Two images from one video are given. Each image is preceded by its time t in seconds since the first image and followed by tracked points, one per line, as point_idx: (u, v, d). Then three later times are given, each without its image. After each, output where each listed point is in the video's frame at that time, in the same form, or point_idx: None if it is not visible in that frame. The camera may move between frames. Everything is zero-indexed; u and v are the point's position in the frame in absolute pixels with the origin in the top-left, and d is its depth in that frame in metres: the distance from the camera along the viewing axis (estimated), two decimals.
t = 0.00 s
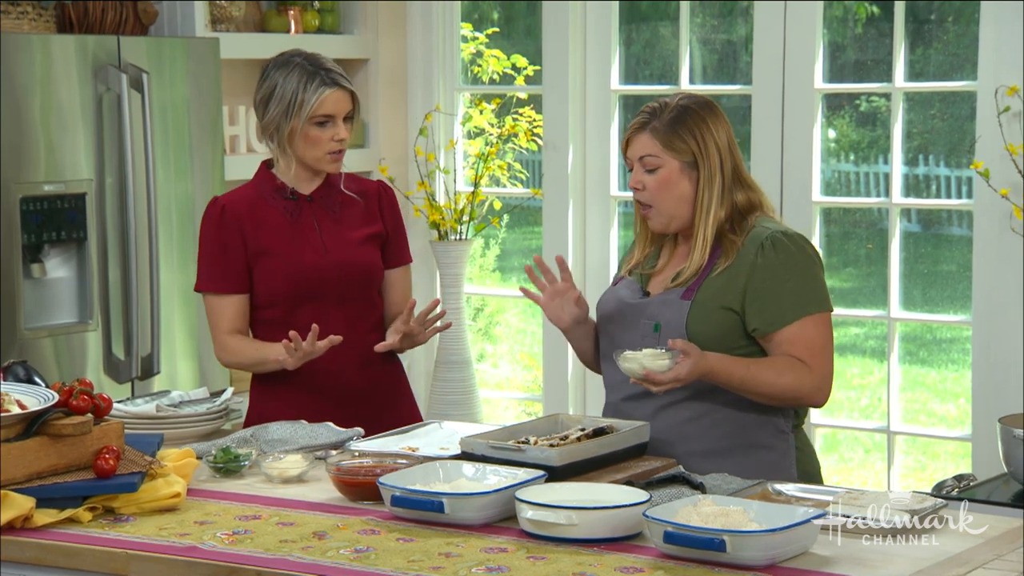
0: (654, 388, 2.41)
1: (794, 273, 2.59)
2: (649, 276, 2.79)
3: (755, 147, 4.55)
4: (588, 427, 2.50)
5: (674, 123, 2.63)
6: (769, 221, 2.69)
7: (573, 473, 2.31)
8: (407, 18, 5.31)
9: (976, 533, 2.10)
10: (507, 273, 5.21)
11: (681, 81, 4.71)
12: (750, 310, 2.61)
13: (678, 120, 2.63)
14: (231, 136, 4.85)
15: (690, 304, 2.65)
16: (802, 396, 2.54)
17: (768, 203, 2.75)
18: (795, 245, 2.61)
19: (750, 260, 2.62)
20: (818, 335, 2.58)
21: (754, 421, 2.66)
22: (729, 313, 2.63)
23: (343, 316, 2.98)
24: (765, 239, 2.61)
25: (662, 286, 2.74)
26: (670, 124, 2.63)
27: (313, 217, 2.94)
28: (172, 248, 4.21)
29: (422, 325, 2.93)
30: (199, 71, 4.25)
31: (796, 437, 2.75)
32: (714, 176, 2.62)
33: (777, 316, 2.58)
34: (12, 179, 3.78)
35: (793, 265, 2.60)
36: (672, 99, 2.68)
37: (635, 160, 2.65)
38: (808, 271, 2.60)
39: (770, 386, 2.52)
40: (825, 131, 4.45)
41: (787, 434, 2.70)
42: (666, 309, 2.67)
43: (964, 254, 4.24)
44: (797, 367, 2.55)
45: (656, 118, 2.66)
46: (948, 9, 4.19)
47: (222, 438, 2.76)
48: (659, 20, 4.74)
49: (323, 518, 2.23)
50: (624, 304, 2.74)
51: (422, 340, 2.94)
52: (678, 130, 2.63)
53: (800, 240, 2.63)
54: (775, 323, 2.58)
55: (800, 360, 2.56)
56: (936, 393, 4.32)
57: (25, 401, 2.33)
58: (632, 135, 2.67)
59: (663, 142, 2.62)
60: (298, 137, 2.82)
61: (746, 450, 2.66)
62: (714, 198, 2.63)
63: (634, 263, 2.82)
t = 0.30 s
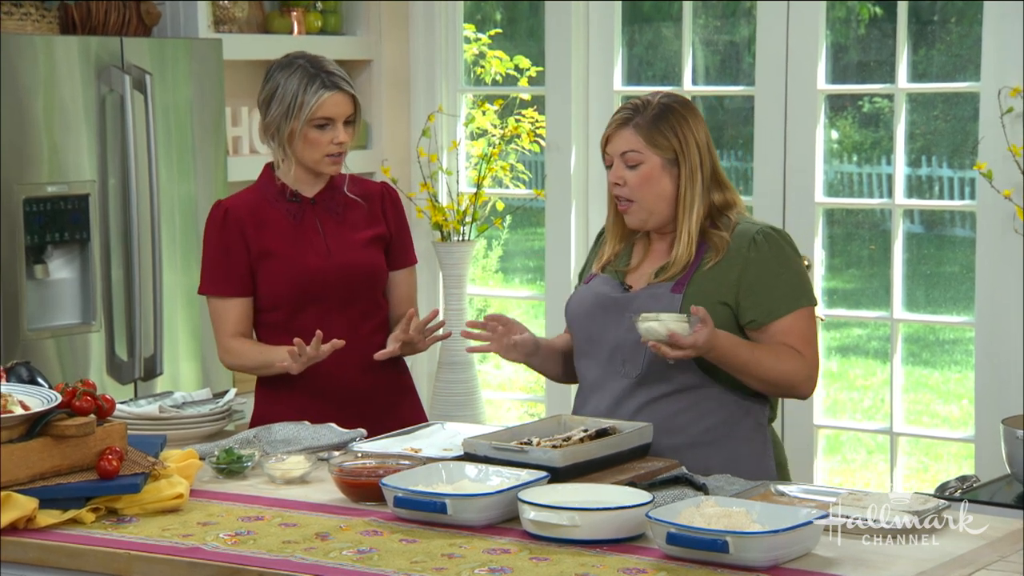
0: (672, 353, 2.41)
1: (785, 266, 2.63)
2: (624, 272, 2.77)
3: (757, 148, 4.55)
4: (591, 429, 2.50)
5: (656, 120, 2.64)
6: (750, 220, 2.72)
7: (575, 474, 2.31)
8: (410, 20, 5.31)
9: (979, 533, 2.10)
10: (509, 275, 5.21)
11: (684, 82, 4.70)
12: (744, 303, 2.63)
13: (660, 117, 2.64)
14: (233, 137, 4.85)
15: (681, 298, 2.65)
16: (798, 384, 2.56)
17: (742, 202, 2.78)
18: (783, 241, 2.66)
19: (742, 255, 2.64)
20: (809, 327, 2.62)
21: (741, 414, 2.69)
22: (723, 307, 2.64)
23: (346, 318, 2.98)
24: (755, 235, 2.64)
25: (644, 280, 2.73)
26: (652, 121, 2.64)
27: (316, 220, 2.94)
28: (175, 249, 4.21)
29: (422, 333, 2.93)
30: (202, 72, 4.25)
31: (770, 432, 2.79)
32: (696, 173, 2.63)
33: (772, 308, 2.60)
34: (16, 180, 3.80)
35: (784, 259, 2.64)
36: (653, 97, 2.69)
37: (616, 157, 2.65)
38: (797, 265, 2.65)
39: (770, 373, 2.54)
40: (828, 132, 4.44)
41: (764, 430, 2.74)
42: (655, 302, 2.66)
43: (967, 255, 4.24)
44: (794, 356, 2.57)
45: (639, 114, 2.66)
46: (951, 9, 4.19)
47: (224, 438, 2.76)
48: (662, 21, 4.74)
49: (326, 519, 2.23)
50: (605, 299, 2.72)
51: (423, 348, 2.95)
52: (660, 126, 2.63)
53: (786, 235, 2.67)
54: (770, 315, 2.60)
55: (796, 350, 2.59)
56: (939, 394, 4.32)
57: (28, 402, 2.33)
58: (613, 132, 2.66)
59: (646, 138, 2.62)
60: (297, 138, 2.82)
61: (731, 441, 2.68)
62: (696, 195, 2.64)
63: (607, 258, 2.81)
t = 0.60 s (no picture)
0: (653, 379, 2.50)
1: (758, 265, 2.68)
2: (596, 271, 2.79)
3: (763, 148, 4.54)
4: (596, 429, 2.50)
5: (631, 121, 2.68)
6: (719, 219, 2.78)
7: (581, 474, 2.31)
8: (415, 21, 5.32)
9: (984, 533, 2.10)
10: (515, 275, 5.21)
11: (689, 82, 4.70)
12: (721, 301, 2.68)
13: (633, 118, 2.68)
14: (239, 137, 4.85)
15: (661, 296, 2.69)
16: (771, 383, 2.63)
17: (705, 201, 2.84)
18: (755, 241, 2.72)
19: (717, 253, 2.69)
20: (781, 326, 2.68)
21: (722, 415, 2.74)
22: (701, 304, 2.69)
23: (358, 318, 2.98)
24: (730, 233, 2.70)
25: (619, 277, 2.75)
26: (626, 122, 2.68)
27: (327, 221, 2.94)
28: (180, 249, 4.21)
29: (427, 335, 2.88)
30: (207, 73, 4.26)
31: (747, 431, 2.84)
32: (669, 173, 2.69)
33: (748, 307, 2.66)
34: (22, 180, 3.80)
35: (757, 258, 2.70)
36: (625, 99, 2.72)
37: (591, 158, 2.67)
38: (769, 264, 2.70)
39: (744, 374, 2.61)
40: (833, 132, 4.44)
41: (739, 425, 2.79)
42: (636, 300, 2.70)
43: (973, 255, 4.24)
44: (767, 356, 2.64)
45: (612, 116, 2.69)
46: (956, 9, 4.19)
47: (230, 438, 2.76)
48: (667, 21, 4.74)
49: (332, 519, 2.23)
50: (582, 299, 2.75)
51: (426, 353, 2.91)
52: (634, 128, 2.67)
53: (758, 235, 2.73)
54: (745, 314, 2.66)
55: (769, 350, 2.65)
56: (944, 394, 4.31)
57: (34, 402, 2.34)
58: (587, 133, 2.69)
59: (622, 140, 2.66)
60: (304, 140, 2.82)
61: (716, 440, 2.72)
62: (669, 195, 2.69)
63: (575, 257, 2.82)
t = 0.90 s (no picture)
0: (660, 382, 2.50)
1: (742, 264, 2.71)
2: (581, 275, 2.79)
3: (772, 148, 4.54)
4: (605, 429, 2.50)
5: (617, 125, 2.68)
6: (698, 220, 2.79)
7: (590, 475, 2.31)
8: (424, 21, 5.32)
9: (994, 534, 2.10)
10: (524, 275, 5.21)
11: (698, 82, 4.70)
12: (708, 301, 2.69)
13: (620, 123, 2.69)
14: (248, 137, 4.85)
15: (649, 298, 2.70)
16: (760, 382, 2.66)
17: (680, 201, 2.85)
18: (734, 239, 2.74)
19: (701, 254, 2.71)
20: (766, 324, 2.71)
21: (714, 416, 2.75)
22: (688, 305, 2.70)
23: (374, 317, 2.98)
24: (713, 233, 2.72)
25: (605, 280, 2.76)
26: (613, 128, 2.68)
27: (348, 217, 2.94)
28: (189, 248, 4.22)
29: (430, 342, 2.88)
30: (217, 73, 4.26)
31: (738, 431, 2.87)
32: (653, 178, 2.70)
33: (734, 306, 2.68)
34: (32, 180, 3.80)
35: (740, 256, 2.72)
36: (609, 103, 2.72)
37: (578, 163, 2.66)
38: (750, 262, 2.73)
39: (738, 375, 2.63)
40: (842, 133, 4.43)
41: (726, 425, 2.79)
42: (625, 305, 2.71)
43: (983, 256, 4.23)
44: (756, 355, 2.67)
45: (599, 121, 2.69)
46: (966, 9, 4.18)
47: (239, 438, 2.76)
48: (676, 22, 4.74)
49: (341, 519, 2.23)
50: (569, 303, 2.75)
51: (428, 355, 2.90)
52: (621, 132, 2.68)
53: (739, 235, 2.76)
54: (733, 313, 2.68)
55: (756, 348, 2.67)
56: (954, 395, 4.30)
57: (44, 402, 2.34)
58: (575, 138, 2.68)
59: (610, 146, 2.66)
60: (315, 135, 2.83)
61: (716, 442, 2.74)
62: (654, 199, 2.70)
63: (557, 261, 2.82)
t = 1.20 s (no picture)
0: (654, 375, 2.52)
1: (739, 258, 2.73)
2: (579, 271, 2.79)
3: (779, 149, 4.53)
4: (613, 429, 2.50)
5: (617, 123, 2.67)
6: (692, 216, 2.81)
7: (597, 474, 2.31)
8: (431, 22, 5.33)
9: (1001, 535, 2.10)
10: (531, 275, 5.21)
11: (706, 82, 4.69)
12: (707, 295, 2.71)
13: (619, 119, 2.68)
14: (255, 138, 4.86)
15: (649, 293, 2.71)
16: (760, 373, 2.68)
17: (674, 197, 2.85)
18: (731, 233, 2.77)
19: (699, 249, 2.73)
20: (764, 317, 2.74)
21: (715, 415, 2.76)
22: (688, 300, 2.72)
23: (379, 319, 2.97)
24: (710, 228, 2.74)
25: (603, 277, 2.76)
26: (612, 125, 2.67)
27: (358, 217, 2.94)
28: (196, 248, 4.22)
29: (428, 351, 2.87)
30: (224, 73, 4.26)
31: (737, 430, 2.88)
32: (651, 174, 2.71)
33: (734, 299, 2.70)
34: (40, 181, 3.81)
35: (737, 250, 2.74)
36: (607, 100, 2.71)
37: (577, 161, 2.66)
38: (747, 255, 2.76)
39: (738, 366, 2.65)
40: (849, 132, 4.42)
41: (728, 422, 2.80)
42: (624, 299, 2.72)
43: (990, 256, 4.22)
44: (756, 347, 2.69)
45: (598, 117, 2.68)
46: (974, 9, 4.18)
47: (246, 438, 2.76)
48: (683, 22, 4.73)
49: (348, 519, 2.24)
50: (567, 301, 2.75)
51: (427, 362, 2.88)
52: (620, 130, 2.67)
53: (734, 229, 2.79)
54: (732, 306, 2.70)
55: (756, 339, 2.70)
56: (961, 395, 4.30)
57: (52, 401, 2.34)
58: (574, 135, 2.67)
59: (610, 142, 2.66)
60: (324, 134, 2.85)
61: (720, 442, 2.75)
62: (651, 195, 2.71)
63: (554, 257, 2.82)
